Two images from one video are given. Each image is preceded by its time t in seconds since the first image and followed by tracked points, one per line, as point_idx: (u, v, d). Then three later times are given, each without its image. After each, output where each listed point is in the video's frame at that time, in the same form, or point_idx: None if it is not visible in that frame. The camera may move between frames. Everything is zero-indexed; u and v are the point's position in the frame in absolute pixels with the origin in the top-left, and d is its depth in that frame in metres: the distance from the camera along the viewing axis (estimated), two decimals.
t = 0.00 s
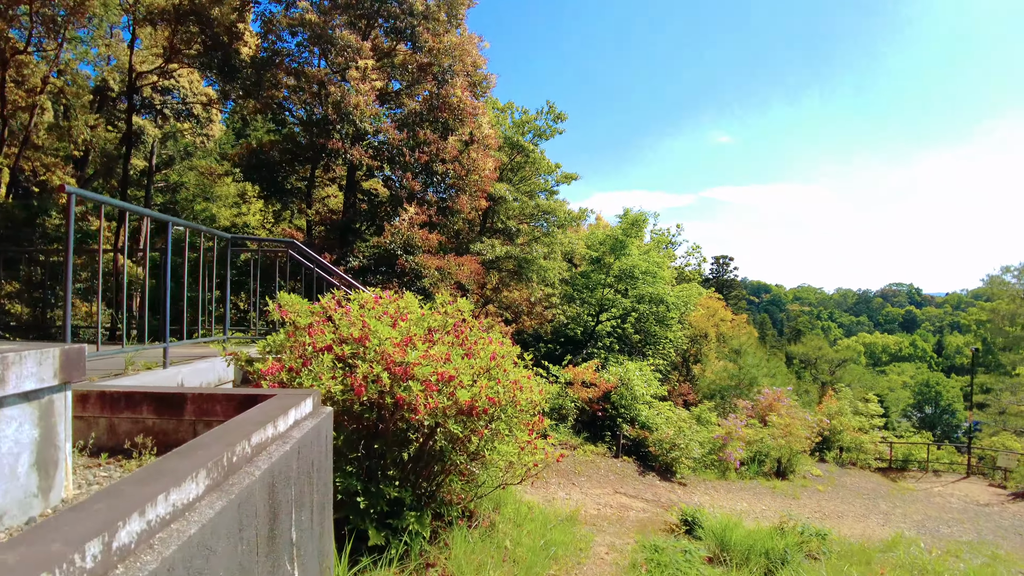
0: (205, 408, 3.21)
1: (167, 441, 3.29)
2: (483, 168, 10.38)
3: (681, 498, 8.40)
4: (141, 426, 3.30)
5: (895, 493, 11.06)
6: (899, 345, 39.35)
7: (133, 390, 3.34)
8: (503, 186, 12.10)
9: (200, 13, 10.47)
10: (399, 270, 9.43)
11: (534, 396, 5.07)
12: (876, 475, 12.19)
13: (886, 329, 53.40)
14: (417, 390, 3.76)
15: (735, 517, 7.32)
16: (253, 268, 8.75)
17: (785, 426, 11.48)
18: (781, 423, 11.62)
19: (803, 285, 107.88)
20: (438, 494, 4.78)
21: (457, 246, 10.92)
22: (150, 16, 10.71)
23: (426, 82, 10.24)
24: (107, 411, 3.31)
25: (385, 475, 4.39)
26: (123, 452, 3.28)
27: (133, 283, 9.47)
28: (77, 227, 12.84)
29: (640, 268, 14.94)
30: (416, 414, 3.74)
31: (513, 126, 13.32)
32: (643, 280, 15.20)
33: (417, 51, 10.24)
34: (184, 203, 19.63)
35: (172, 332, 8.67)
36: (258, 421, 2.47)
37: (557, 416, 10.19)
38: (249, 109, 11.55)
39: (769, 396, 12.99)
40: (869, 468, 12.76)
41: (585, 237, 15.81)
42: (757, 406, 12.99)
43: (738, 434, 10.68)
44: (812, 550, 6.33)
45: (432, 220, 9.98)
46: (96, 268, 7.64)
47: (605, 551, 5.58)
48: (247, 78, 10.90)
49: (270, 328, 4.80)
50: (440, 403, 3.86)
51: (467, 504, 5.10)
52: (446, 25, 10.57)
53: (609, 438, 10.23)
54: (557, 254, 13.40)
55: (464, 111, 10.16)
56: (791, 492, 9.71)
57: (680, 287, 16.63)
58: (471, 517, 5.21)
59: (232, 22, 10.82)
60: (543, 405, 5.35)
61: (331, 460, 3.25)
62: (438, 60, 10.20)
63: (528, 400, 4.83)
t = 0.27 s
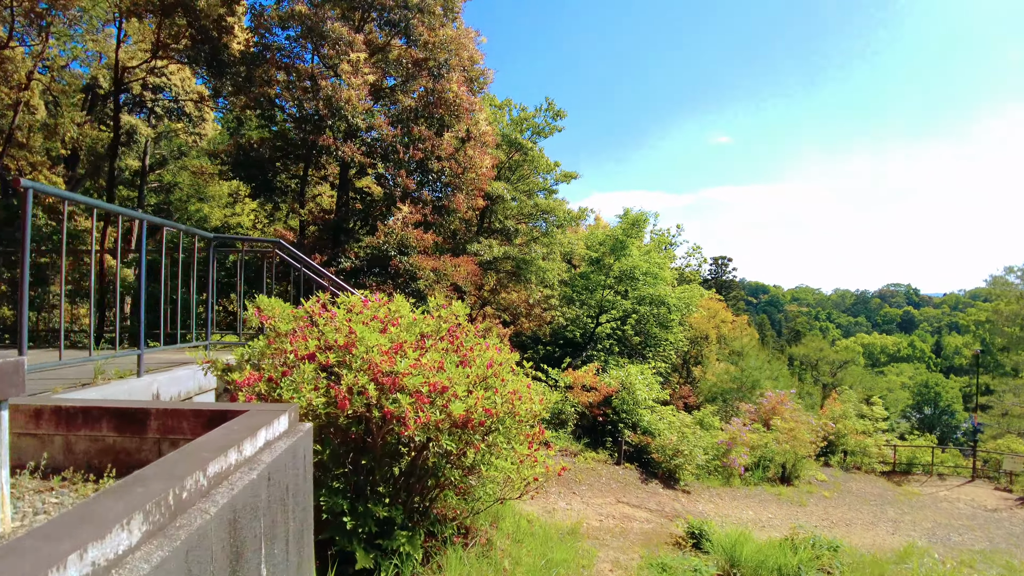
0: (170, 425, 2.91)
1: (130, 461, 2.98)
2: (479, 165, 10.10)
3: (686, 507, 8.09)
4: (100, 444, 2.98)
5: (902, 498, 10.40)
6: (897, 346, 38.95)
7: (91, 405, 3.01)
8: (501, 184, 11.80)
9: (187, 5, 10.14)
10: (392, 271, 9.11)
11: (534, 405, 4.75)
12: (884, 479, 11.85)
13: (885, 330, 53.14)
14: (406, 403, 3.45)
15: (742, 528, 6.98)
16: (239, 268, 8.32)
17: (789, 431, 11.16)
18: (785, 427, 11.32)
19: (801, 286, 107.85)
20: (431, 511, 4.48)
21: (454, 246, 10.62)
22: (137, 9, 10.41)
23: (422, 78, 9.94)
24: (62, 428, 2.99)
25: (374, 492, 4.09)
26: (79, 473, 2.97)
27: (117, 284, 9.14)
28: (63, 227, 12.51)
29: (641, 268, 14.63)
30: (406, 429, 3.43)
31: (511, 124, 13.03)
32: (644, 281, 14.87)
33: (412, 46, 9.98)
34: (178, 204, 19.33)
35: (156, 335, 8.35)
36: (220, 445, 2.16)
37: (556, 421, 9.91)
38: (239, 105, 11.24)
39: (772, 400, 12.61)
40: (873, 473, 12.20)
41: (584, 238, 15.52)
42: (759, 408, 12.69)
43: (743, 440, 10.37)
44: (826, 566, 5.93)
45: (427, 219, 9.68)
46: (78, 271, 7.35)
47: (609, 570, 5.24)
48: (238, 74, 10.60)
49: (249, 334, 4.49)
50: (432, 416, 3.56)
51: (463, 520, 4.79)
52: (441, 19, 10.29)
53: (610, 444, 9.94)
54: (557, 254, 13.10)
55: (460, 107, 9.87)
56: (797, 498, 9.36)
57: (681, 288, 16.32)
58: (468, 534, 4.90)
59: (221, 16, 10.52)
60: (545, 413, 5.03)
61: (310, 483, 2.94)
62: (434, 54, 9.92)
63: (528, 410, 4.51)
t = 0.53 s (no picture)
0: (125, 435, 2.55)
1: (82, 475, 2.61)
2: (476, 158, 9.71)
3: (691, 513, 7.74)
4: (47, 457, 2.62)
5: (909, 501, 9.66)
6: (893, 346, 38.45)
7: (37, 411, 2.65)
8: (498, 179, 11.47)
9: None
10: (385, 268, 8.74)
11: (536, 410, 4.41)
12: (890, 482, 11.40)
13: (883, 330, 52.96)
14: (396, 408, 3.08)
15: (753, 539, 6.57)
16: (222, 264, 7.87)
17: (795, 433, 10.81)
18: (789, 428, 10.93)
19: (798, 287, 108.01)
20: (426, 524, 4.14)
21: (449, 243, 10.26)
22: None
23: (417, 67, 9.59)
24: (4, 438, 2.62)
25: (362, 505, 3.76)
26: (24, 490, 2.60)
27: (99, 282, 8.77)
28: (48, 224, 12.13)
29: (642, 266, 14.29)
30: (396, 440, 3.06)
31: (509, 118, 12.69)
32: (644, 280, 14.51)
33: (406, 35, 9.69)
34: (170, 202, 18.96)
35: (138, 334, 7.97)
36: (171, 461, 1.82)
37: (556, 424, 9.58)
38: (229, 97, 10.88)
39: (775, 400, 12.06)
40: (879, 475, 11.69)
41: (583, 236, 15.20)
42: (762, 408, 12.19)
43: (748, 442, 10.02)
44: None
45: (422, 214, 9.34)
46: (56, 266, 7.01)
47: None
48: (227, 65, 10.25)
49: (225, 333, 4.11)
50: (424, 425, 3.20)
51: (459, 533, 4.44)
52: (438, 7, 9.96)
53: (611, 447, 9.62)
54: (556, 252, 12.79)
55: (457, 97, 9.47)
56: (805, 501, 8.94)
57: (682, 287, 15.99)
58: (465, 547, 4.55)
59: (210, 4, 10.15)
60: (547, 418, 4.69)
61: (286, 500, 2.58)
62: (430, 44, 9.57)
63: (529, 415, 4.17)
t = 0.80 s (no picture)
0: (53, 460, 2.08)
1: None
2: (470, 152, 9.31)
3: (693, 523, 7.41)
4: None
5: (915, 507, 9.23)
6: (886, 347, 38.32)
7: None
8: (493, 176, 11.15)
9: None
10: (374, 268, 8.34)
11: (535, 422, 4.05)
12: (893, 486, 10.99)
13: (876, 331, 53.02)
14: (376, 426, 2.71)
15: (761, 552, 6.22)
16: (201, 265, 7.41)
17: (797, 438, 10.46)
18: (792, 433, 10.58)
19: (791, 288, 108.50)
20: (413, 548, 3.78)
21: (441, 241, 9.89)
22: None
23: (408, 60, 9.29)
24: None
25: (342, 529, 3.41)
26: None
27: (73, 283, 8.34)
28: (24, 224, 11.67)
29: (639, 266, 13.95)
30: (376, 462, 2.69)
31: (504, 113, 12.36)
32: (642, 281, 14.17)
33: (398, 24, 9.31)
34: (159, 202, 18.51)
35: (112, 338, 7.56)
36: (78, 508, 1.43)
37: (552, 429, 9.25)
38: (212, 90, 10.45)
39: (775, 403, 11.65)
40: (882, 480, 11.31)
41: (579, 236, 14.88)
42: (762, 411, 11.79)
43: (750, 448, 9.69)
44: None
45: (412, 210, 9.01)
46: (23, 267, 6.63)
47: None
48: (212, 56, 9.86)
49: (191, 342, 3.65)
50: (409, 444, 2.83)
51: (452, 557, 4.09)
52: None
53: (609, 453, 9.30)
54: (552, 251, 12.45)
55: (449, 88, 9.14)
56: (810, 508, 8.55)
57: (681, 288, 15.66)
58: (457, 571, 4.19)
59: None
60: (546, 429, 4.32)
61: (247, 534, 2.20)
62: (422, 34, 9.26)
63: (527, 429, 3.80)
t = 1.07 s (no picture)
0: None
1: None
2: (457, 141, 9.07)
3: (689, 528, 7.14)
4: None
5: (913, 507, 9.02)
6: (875, 346, 38.54)
7: None
8: (481, 168, 10.85)
9: None
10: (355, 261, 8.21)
11: (523, 424, 3.74)
12: (888, 486, 10.79)
13: (864, 330, 53.41)
14: (339, 432, 2.37)
15: (760, 559, 5.94)
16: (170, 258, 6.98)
17: (793, 437, 10.20)
18: (787, 432, 10.32)
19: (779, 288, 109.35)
20: (392, 564, 3.44)
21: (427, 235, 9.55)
22: None
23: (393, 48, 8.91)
24: None
25: (311, 545, 3.07)
26: None
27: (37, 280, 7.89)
28: None
29: (631, 263, 13.66)
30: (339, 475, 2.35)
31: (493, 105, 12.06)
32: (634, 278, 13.88)
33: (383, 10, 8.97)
34: (140, 198, 17.99)
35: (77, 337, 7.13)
36: None
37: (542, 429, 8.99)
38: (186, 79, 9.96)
39: (769, 402, 11.37)
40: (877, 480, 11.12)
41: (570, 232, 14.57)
42: (757, 410, 11.53)
43: (745, 449, 9.42)
44: None
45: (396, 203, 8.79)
46: None
47: None
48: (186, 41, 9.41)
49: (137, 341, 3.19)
50: (378, 453, 2.50)
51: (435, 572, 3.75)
52: None
53: (602, 454, 9.02)
54: (543, 247, 12.13)
55: (435, 77, 8.83)
56: (808, 510, 8.26)
57: (673, 285, 15.39)
58: None
59: None
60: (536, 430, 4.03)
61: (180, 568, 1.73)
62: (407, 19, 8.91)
63: (515, 432, 3.48)
